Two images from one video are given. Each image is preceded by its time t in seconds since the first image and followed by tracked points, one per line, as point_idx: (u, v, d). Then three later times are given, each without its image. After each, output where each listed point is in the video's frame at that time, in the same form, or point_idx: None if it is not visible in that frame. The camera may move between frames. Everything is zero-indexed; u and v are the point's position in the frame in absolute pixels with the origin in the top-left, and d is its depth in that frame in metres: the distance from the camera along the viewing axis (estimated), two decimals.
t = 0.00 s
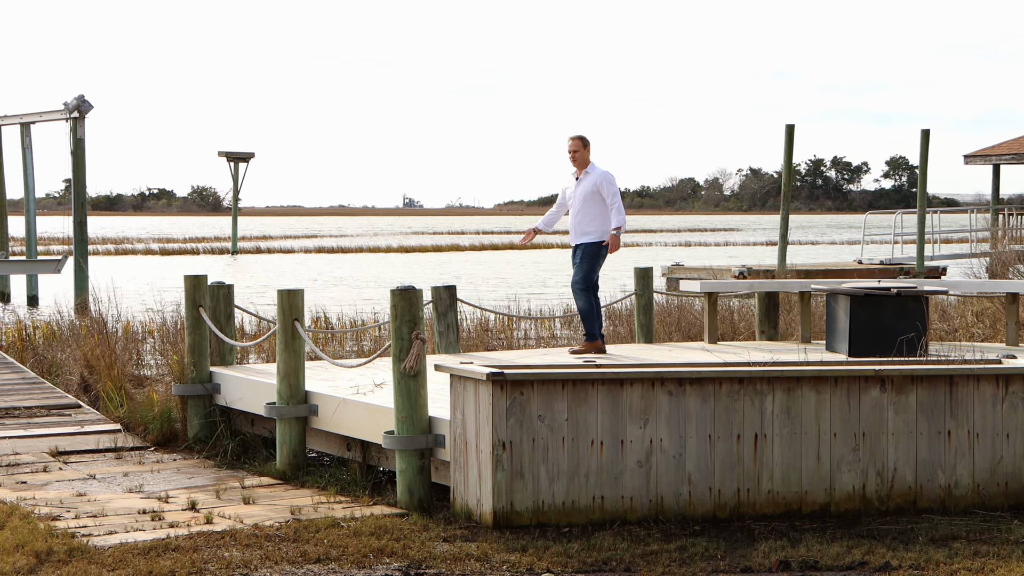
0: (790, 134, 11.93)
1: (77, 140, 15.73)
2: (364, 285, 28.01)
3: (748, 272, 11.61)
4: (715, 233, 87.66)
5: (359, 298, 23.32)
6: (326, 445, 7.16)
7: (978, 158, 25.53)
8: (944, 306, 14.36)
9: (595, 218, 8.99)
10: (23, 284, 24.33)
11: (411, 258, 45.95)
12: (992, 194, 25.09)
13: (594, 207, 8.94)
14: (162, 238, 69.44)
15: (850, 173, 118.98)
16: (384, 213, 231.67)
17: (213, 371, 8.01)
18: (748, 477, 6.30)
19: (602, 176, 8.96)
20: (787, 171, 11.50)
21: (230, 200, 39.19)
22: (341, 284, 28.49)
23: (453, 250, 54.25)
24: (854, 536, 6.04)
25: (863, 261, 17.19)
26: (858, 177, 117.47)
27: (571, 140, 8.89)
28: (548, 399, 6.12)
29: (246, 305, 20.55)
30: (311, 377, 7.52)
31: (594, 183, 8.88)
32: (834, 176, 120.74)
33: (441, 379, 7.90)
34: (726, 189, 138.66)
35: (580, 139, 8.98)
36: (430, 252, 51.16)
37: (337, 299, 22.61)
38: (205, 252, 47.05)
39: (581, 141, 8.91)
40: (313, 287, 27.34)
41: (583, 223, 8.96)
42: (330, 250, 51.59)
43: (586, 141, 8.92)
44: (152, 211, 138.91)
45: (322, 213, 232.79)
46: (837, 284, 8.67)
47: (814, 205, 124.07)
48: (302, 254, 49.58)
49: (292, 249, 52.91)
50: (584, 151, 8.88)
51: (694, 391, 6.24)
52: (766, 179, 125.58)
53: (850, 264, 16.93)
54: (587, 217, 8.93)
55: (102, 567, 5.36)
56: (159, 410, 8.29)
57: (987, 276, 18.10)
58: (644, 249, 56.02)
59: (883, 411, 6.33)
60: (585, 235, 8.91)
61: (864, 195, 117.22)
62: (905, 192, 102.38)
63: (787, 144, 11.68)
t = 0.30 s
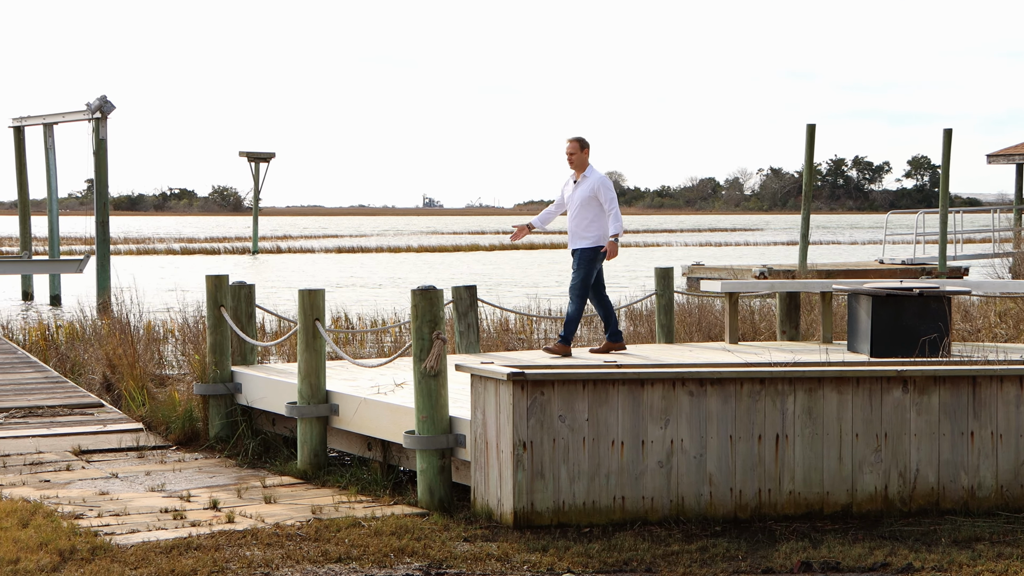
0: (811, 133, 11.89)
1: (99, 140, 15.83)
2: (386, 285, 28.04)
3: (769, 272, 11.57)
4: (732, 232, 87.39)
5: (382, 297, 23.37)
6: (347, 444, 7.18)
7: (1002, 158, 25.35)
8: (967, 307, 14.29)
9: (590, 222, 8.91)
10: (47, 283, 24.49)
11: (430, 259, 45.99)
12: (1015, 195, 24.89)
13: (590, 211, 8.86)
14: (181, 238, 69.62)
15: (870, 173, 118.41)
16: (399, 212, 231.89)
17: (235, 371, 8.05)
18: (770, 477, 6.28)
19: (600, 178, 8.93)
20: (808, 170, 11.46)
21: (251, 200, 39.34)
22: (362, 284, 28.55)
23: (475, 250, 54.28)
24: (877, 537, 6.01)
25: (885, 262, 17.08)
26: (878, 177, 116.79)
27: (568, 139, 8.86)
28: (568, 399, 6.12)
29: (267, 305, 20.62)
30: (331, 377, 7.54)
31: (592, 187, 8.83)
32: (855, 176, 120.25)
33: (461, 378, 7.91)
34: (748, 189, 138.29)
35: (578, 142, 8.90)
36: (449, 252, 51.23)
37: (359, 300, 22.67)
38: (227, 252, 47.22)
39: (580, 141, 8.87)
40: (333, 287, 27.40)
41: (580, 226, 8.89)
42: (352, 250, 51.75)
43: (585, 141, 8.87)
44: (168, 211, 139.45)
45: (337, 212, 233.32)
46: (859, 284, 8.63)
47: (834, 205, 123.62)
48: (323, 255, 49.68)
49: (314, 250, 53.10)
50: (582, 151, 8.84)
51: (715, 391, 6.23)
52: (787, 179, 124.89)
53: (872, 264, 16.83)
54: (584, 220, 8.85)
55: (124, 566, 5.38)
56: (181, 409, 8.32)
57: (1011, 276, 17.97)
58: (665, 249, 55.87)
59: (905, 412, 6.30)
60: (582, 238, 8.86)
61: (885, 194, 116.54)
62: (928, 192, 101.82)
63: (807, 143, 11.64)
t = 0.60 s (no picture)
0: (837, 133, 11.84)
1: (127, 141, 15.92)
2: (410, 285, 28.05)
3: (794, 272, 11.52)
4: (753, 232, 86.97)
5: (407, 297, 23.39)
6: (372, 444, 7.20)
7: None
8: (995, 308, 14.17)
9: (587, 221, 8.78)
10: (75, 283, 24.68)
11: (452, 258, 45.98)
12: None
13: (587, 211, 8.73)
14: (202, 237, 69.90)
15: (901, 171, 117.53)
16: (415, 211, 232.21)
17: (260, 370, 8.08)
18: (796, 479, 6.26)
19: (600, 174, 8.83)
20: (834, 170, 11.40)
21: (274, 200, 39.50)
22: (387, 284, 28.56)
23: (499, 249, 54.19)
24: (903, 539, 5.98)
25: (913, 262, 16.92)
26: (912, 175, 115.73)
27: (568, 137, 8.76)
28: (594, 400, 6.11)
29: (292, 305, 20.69)
30: (356, 377, 7.56)
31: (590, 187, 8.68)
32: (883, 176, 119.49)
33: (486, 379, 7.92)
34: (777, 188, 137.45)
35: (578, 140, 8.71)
36: (473, 251, 51.23)
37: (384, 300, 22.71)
38: (252, 252, 47.37)
39: (580, 137, 8.74)
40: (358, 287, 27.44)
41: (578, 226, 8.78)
42: (376, 250, 51.81)
43: (586, 138, 8.72)
44: (187, 210, 140.06)
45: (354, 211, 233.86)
46: (885, 285, 8.59)
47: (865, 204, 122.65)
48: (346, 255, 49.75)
49: (337, 250, 53.16)
50: (582, 148, 8.70)
51: (741, 392, 6.21)
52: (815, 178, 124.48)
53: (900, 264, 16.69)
54: (580, 218, 8.82)
55: (152, 565, 5.41)
56: (206, 408, 8.36)
57: None
58: (689, 249, 55.59)
59: (932, 413, 6.27)
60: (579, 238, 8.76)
61: (914, 194, 115.61)
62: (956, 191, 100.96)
63: (834, 143, 11.58)
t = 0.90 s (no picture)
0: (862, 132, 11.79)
1: (151, 140, 15.96)
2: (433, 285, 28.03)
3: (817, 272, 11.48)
4: (772, 232, 86.55)
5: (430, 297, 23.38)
6: (396, 444, 7.21)
7: None
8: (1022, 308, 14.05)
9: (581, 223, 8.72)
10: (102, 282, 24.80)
11: (473, 258, 45.94)
12: None
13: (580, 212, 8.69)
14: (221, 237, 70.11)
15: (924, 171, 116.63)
16: (431, 211, 232.38)
17: (284, 370, 8.10)
18: (820, 480, 6.23)
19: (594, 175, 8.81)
20: (859, 170, 11.34)
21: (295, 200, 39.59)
22: (410, 284, 28.53)
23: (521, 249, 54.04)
24: (929, 541, 5.95)
25: (938, 262, 16.80)
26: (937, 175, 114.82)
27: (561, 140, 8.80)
28: (617, 400, 6.10)
29: (315, 305, 20.74)
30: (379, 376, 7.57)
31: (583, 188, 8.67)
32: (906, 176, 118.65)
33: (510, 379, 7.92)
34: (797, 189, 136.81)
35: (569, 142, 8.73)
36: (493, 252, 51.16)
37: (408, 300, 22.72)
38: (275, 252, 47.47)
39: (571, 140, 8.77)
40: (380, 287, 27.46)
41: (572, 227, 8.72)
42: (398, 250, 51.80)
43: (577, 140, 8.78)
44: (204, 210, 140.59)
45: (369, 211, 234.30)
46: (911, 285, 8.54)
47: (889, 204, 121.82)
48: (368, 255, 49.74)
49: (359, 249, 53.19)
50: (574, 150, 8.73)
51: (765, 392, 6.19)
52: (838, 178, 124.10)
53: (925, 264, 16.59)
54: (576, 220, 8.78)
55: (177, 563, 5.42)
56: (230, 407, 8.39)
57: None
58: (712, 249, 55.30)
59: (958, 414, 6.24)
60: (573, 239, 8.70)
61: (940, 194, 114.71)
62: (981, 191, 100.12)
63: (858, 143, 11.53)
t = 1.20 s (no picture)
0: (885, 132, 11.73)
1: (175, 141, 16.01)
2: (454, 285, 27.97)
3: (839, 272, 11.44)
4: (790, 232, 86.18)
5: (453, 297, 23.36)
6: (418, 444, 7.22)
7: None
8: None
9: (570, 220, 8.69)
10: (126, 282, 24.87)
11: (493, 258, 45.87)
12: None
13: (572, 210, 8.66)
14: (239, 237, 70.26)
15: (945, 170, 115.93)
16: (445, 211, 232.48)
17: (307, 369, 8.13)
18: (844, 480, 6.21)
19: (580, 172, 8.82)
20: (882, 170, 11.29)
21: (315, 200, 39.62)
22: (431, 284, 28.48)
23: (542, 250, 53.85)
24: (954, 541, 5.93)
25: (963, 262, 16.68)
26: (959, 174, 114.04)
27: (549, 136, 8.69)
28: (640, 399, 6.09)
29: (337, 304, 20.76)
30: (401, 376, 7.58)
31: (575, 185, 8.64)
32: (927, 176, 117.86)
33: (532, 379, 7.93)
34: (822, 189, 136.08)
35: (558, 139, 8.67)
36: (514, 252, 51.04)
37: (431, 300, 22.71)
38: (296, 252, 47.52)
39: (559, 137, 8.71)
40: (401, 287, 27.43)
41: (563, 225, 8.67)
42: (419, 250, 51.70)
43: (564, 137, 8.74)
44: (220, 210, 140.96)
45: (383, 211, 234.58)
46: (936, 285, 8.50)
47: (914, 204, 120.82)
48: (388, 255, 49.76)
49: (380, 249, 53.17)
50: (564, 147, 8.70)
51: (788, 392, 6.17)
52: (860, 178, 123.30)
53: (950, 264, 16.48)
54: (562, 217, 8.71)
55: (201, 562, 5.44)
56: (253, 407, 8.43)
57: None
58: (734, 250, 54.99)
59: (983, 414, 6.22)
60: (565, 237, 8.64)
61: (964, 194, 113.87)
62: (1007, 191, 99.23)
63: (881, 143, 11.48)
